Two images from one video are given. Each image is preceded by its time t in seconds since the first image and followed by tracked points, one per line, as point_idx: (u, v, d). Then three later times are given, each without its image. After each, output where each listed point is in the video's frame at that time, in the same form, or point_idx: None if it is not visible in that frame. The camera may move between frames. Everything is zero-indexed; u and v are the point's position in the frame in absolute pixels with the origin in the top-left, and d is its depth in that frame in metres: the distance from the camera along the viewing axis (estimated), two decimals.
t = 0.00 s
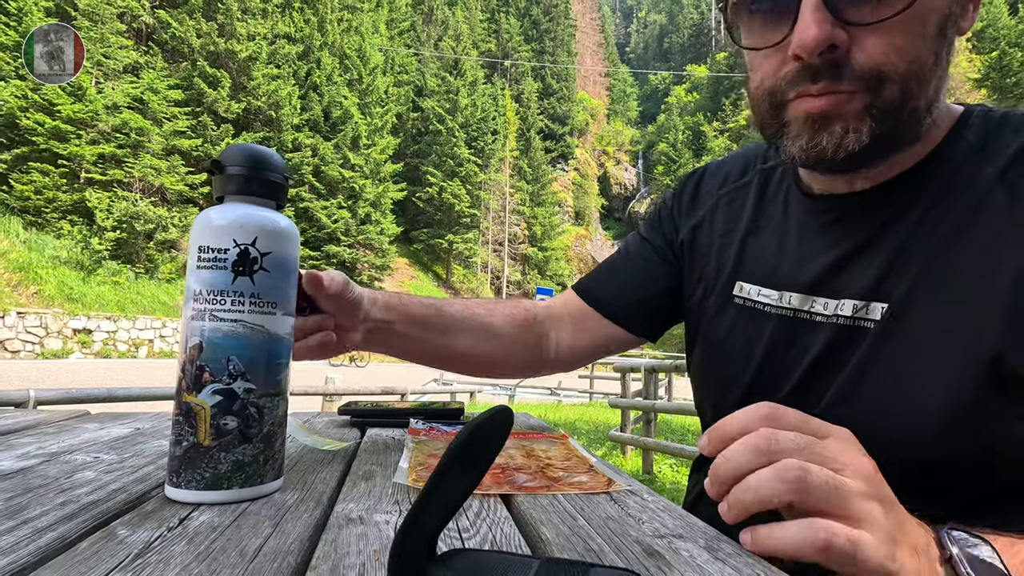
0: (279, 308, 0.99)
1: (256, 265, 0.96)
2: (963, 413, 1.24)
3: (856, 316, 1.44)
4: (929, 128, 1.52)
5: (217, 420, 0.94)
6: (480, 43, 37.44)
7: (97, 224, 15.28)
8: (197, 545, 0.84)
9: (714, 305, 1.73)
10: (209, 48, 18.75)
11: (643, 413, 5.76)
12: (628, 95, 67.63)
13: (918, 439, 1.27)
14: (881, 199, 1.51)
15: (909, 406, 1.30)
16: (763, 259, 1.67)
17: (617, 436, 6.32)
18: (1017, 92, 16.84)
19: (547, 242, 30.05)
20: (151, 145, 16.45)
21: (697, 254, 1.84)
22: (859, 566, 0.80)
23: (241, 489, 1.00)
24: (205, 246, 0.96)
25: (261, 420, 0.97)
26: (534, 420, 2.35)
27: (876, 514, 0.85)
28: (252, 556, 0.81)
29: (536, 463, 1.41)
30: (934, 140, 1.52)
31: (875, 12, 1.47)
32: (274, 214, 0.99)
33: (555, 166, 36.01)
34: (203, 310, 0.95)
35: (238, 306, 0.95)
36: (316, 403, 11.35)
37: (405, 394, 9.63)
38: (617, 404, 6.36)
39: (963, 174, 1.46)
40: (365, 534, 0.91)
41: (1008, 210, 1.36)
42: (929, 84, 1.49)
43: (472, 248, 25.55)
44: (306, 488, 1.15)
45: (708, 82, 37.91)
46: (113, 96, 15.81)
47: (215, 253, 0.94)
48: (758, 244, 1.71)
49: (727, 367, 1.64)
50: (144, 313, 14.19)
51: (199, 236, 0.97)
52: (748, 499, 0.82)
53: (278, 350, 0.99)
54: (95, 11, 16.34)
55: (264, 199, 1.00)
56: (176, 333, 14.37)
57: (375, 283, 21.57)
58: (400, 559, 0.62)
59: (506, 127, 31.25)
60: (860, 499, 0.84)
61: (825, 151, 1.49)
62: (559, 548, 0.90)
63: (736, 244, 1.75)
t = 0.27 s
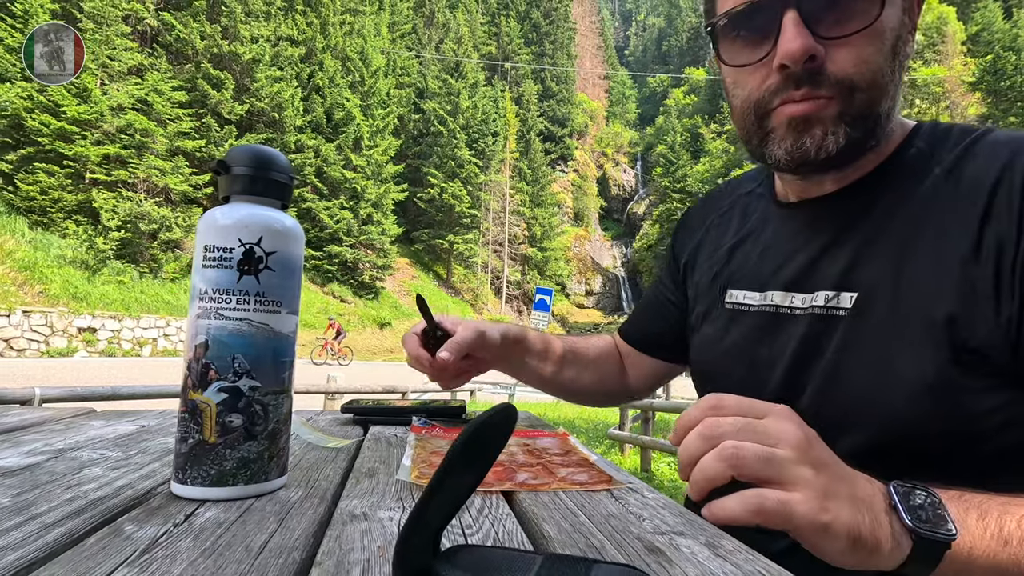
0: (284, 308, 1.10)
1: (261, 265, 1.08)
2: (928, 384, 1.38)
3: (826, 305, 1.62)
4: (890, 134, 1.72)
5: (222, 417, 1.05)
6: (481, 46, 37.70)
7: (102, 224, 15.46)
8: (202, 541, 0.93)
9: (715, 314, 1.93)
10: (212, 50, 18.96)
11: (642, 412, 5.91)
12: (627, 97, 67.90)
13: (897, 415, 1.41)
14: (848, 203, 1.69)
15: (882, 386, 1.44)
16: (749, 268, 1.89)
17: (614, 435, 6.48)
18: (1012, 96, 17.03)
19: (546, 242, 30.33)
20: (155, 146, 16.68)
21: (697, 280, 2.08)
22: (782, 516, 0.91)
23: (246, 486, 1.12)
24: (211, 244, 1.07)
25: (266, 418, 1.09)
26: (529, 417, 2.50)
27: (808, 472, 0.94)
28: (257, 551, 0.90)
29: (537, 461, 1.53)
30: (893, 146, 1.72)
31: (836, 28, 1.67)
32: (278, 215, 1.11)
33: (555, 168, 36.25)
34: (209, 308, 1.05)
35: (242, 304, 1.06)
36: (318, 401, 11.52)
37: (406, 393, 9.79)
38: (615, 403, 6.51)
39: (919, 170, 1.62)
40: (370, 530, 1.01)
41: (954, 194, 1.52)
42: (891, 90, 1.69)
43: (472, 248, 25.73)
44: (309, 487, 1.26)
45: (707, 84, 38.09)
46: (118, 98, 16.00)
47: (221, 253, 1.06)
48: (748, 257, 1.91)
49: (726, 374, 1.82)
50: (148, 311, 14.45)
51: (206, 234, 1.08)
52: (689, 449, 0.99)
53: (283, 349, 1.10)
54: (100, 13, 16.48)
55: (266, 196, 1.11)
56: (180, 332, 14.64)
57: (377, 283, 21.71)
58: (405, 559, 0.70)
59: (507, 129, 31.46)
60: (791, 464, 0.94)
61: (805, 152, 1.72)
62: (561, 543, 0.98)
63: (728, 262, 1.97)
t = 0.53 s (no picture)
0: (286, 307, 1.15)
1: (264, 265, 1.11)
2: (857, 377, 1.63)
3: (775, 309, 1.92)
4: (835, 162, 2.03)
5: (225, 415, 1.09)
6: (482, 48, 37.88)
7: (106, 224, 15.63)
8: (206, 538, 0.96)
9: (706, 327, 2.29)
10: (216, 52, 19.09)
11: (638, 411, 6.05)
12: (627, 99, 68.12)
13: (834, 403, 1.66)
14: (798, 227, 2.00)
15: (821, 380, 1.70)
16: (729, 287, 2.23)
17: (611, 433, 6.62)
18: (1006, 99, 17.28)
19: (546, 242, 30.52)
20: (159, 147, 16.85)
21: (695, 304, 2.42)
22: (689, 455, 1.12)
23: (250, 482, 1.17)
24: (215, 244, 1.11)
25: (269, 416, 1.13)
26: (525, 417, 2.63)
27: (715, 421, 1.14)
28: (261, 547, 0.93)
29: (536, 459, 1.63)
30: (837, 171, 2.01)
31: (782, 82, 1.99)
32: (280, 216, 1.15)
33: (555, 169, 36.45)
34: (214, 307, 1.09)
35: (246, 303, 1.10)
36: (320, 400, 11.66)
37: (407, 392, 9.93)
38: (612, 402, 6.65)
39: (853, 191, 1.88)
40: (372, 528, 1.05)
41: (876, 210, 1.76)
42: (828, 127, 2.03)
43: (472, 249, 25.91)
44: (310, 485, 1.31)
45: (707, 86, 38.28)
46: (123, 99, 16.13)
47: (225, 252, 1.10)
48: (728, 279, 2.25)
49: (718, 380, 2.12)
50: (152, 311, 14.73)
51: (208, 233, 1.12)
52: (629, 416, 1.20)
53: (286, 347, 1.15)
54: (105, 16, 16.61)
55: (269, 196, 1.16)
56: (183, 331, 14.94)
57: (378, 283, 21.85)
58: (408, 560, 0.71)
59: (507, 130, 31.62)
60: (700, 415, 1.15)
61: (766, 185, 2.03)
62: (561, 540, 1.04)
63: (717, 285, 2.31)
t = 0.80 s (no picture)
0: (287, 307, 1.13)
1: (265, 265, 1.09)
2: (823, 364, 1.73)
3: (759, 307, 2.04)
4: (806, 183, 2.16)
5: (226, 414, 1.07)
6: (482, 49, 37.98)
7: (108, 224, 15.71)
8: (207, 536, 0.95)
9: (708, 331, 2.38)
10: (218, 53, 19.15)
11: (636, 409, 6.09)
12: (626, 100, 68.28)
13: (805, 387, 1.77)
14: (783, 233, 2.12)
15: (794, 369, 1.81)
16: (725, 293, 2.34)
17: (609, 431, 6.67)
18: (1003, 99, 17.38)
19: (546, 243, 30.67)
20: (161, 147, 16.95)
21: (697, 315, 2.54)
22: (601, 412, 1.42)
23: (250, 482, 1.16)
24: (216, 245, 1.09)
25: (269, 414, 1.11)
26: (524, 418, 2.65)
27: (625, 383, 1.46)
28: (261, 546, 0.92)
29: (536, 459, 1.64)
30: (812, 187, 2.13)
31: (729, 123, 2.25)
32: (280, 215, 1.13)
33: (554, 169, 36.54)
34: (214, 307, 1.06)
35: (247, 303, 1.07)
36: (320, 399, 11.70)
37: (407, 391, 9.98)
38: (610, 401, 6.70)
39: (831, 200, 1.98)
40: (373, 527, 1.04)
41: (848, 211, 1.86)
42: (791, 153, 2.20)
43: (473, 249, 26.01)
44: (310, 484, 1.30)
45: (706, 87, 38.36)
46: (125, 100, 16.22)
47: (226, 252, 1.07)
48: (724, 286, 2.36)
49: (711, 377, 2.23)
50: (154, 310, 14.83)
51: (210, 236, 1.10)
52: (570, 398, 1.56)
53: (287, 346, 1.12)
54: (107, 16, 16.68)
55: (270, 196, 1.13)
56: (184, 330, 15.00)
57: (378, 283, 21.92)
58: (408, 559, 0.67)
59: (507, 131, 31.70)
60: (614, 385, 1.46)
61: (731, 215, 2.28)
62: (559, 539, 1.03)
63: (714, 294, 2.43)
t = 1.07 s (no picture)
0: (289, 307, 1.16)
1: (267, 266, 1.12)
2: (810, 357, 1.83)
3: (759, 308, 2.14)
4: (791, 193, 2.28)
5: (228, 414, 1.10)
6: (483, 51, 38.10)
7: (110, 224, 15.79)
8: (209, 535, 0.98)
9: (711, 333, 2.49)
10: (220, 54, 19.24)
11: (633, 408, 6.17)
12: (626, 101, 68.44)
13: (803, 390, 1.85)
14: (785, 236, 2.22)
15: (786, 368, 1.91)
16: (730, 294, 2.45)
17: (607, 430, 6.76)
18: (1001, 102, 17.52)
19: (546, 243, 30.77)
20: (163, 148, 17.04)
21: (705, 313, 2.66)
22: (561, 423, 1.60)
23: (252, 481, 1.19)
24: (218, 245, 1.11)
25: (271, 414, 1.14)
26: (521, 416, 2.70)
27: (581, 394, 1.66)
28: (262, 545, 0.95)
29: (534, 458, 1.67)
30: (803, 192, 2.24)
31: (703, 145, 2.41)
32: (281, 216, 1.16)
33: (554, 170, 36.66)
34: (216, 307, 1.10)
35: (249, 303, 1.11)
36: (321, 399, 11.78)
37: (408, 390, 10.07)
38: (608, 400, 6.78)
39: (831, 201, 2.08)
40: (373, 526, 1.07)
41: (847, 211, 1.96)
42: (773, 164, 2.32)
43: (473, 249, 26.11)
44: (310, 482, 1.34)
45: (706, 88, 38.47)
46: (127, 100, 16.33)
47: (228, 253, 1.10)
48: (729, 286, 2.47)
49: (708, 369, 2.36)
50: (156, 310, 14.93)
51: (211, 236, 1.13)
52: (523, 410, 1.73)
53: (288, 347, 1.15)
54: (110, 17, 16.76)
55: (271, 196, 1.16)
56: (186, 330, 15.09)
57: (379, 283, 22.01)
58: (409, 559, 0.71)
59: (507, 132, 31.79)
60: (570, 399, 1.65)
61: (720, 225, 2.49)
62: (558, 538, 1.06)
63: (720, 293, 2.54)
